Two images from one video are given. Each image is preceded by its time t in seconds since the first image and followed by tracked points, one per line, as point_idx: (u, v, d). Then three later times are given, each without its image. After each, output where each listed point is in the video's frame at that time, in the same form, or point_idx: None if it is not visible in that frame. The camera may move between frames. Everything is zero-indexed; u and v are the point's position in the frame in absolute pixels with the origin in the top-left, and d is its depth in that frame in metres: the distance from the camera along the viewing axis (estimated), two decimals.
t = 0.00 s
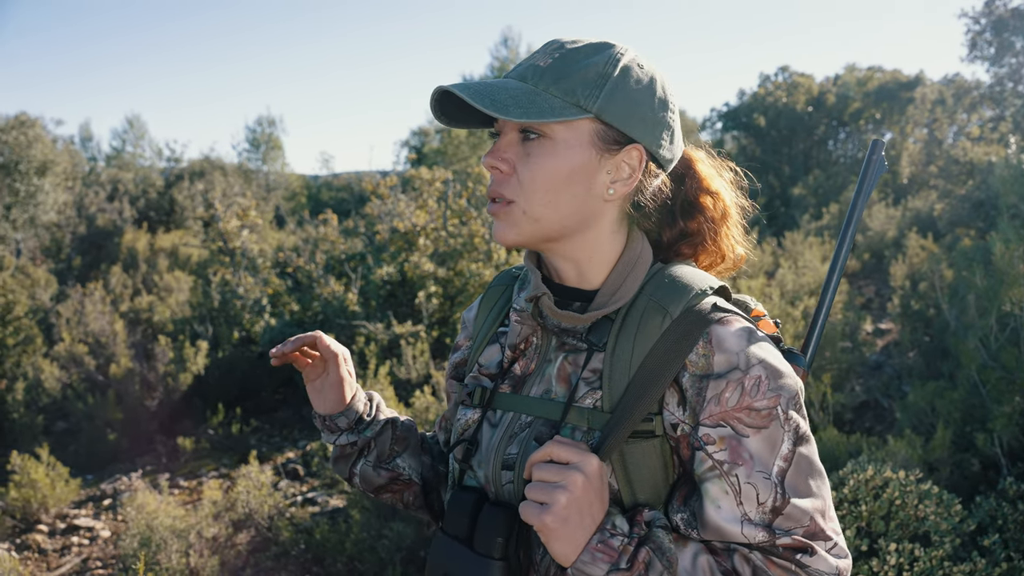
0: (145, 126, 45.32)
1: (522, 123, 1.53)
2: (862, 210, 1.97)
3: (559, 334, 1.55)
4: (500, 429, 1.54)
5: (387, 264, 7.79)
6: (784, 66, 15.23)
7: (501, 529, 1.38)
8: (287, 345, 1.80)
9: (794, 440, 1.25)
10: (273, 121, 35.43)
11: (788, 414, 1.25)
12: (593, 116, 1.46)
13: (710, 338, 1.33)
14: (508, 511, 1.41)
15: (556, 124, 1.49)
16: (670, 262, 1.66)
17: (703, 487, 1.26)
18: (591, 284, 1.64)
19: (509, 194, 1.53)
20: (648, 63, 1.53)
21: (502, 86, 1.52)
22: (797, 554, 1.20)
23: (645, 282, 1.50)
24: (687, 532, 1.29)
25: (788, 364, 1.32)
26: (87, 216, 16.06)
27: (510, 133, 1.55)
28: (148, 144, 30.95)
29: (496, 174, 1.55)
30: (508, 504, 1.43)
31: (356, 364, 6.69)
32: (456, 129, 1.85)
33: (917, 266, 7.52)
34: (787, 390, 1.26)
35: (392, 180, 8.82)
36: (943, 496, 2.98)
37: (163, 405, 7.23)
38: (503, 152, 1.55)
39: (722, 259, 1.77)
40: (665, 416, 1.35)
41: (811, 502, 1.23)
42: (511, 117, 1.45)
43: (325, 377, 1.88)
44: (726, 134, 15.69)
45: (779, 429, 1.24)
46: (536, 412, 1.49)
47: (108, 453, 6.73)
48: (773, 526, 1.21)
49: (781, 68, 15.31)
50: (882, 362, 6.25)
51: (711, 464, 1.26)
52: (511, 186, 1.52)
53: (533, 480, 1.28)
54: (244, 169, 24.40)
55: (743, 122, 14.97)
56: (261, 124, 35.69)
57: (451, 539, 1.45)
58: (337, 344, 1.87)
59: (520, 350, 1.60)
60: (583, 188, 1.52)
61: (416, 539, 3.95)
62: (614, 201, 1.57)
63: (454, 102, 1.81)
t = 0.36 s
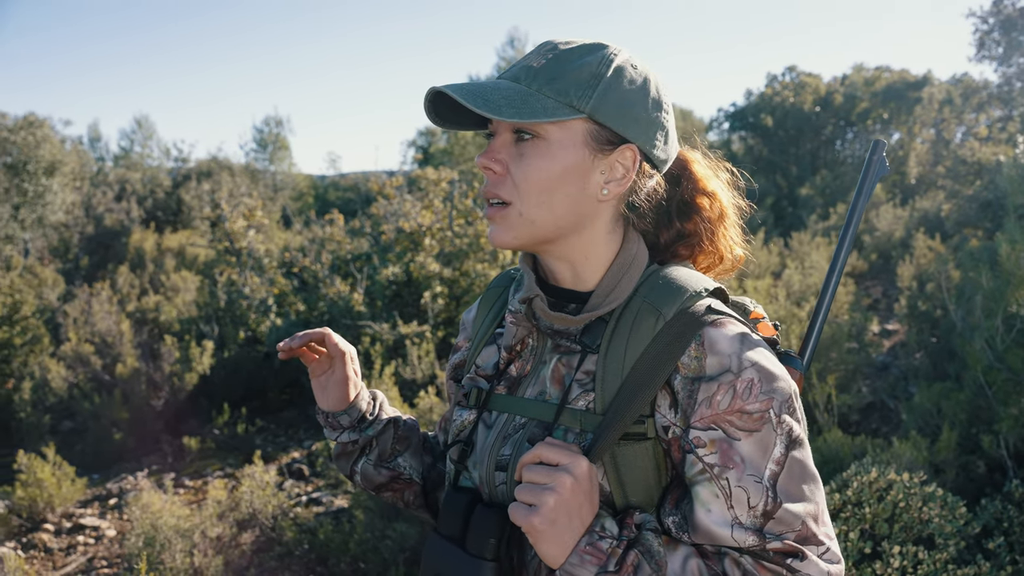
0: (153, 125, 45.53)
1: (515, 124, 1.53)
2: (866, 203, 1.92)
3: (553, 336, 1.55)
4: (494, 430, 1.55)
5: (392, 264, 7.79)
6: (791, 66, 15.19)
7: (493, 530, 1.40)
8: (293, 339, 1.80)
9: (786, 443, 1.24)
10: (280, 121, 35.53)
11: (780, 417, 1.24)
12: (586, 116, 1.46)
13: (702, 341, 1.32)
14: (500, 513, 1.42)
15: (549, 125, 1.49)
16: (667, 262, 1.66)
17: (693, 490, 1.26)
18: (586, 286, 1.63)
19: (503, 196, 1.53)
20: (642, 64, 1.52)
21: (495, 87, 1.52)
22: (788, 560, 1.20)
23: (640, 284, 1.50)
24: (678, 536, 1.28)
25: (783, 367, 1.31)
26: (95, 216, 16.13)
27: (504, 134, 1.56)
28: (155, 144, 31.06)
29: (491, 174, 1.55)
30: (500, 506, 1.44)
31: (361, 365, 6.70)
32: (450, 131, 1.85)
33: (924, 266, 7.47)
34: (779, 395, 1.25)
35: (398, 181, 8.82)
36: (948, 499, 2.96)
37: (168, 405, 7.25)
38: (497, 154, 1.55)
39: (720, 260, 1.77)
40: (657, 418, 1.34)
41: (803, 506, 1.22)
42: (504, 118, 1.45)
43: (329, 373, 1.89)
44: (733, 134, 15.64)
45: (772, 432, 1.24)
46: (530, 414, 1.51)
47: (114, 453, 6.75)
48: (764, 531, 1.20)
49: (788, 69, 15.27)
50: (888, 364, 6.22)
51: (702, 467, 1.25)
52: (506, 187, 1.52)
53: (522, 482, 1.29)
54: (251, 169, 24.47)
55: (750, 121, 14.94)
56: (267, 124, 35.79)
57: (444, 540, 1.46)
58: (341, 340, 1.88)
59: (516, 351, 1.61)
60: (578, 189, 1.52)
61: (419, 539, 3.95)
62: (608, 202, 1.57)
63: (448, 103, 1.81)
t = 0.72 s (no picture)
0: (159, 126, 45.75)
1: (513, 125, 1.53)
2: (864, 204, 1.92)
3: (547, 337, 1.56)
4: (489, 431, 1.57)
5: (397, 264, 7.80)
6: (797, 66, 15.17)
7: (486, 530, 1.40)
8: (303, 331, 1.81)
9: (777, 446, 1.24)
10: (286, 121, 35.62)
11: (771, 421, 1.24)
12: (583, 118, 1.46)
13: (694, 344, 1.33)
14: (493, 513, 1.43)
15: (546, 125, 1.49)
16: (662, 265, 1.67)
17: (684, 493, 1.26)
18: (581, 288, 1.63)
19: (500, 197, 1.53)
20: (639, 67, 1.53)
21: (493, 88, 1.52)
22: (778, 562, 1.19)
23: (634, 287, 1.50)
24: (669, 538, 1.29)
25: (776, 371, 1.31)
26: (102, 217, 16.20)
27: (502, 136, 1.56)
28: (162, 145, 31.20)
29: (488, 175, 1.56)
30: (493, 506, 1.46)
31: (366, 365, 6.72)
32: (448, 132, 1.86)
33: (930, 267, 7.45)
34: (771, 398, 1.25)
35: (403, 181, 8.84)
36: (950, 501, 2.95)
37: (173, 405, 7.27)
38: (495, 154, 1.55)
39: (718, 264, 1.77)
40: (650, 421, 1.35)
41: (794, 510, 1.21)
42: (502, 118, 1.45)
43: (336, 369, 1.89)
44: (738, 134, 15.61)
45: (763, 435, 1.24)
46: (524, 416, 1.52)
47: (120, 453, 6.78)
48: (754, 534, 1.21)
49: (794, 69, 15.24)
50: (893, 365, 6.21)
51: (692, 469, 1.26)
52: (503, 187, 1.53)
53: (515, 483, 1.32)
54: (257, 169, 24.54)
55: (756, 121, 14.91)
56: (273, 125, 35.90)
57: (438, 539, 1.48)
58: (349, 338, 1.87)
59: (512, 354, 1.63)
60: (574, 190, 1.52)
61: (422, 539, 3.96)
62: (604, 204, 1.57)
63: (447, 104, 1.81)
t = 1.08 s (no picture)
0: (166, 126, 45.95)
1: (518, 128, 1.54)
2: (865, 209, 1.91)
3: (547, 338, 1.57)
4: (489, 431, 1.58)
5: (402, 265, 7.81)
6: (802, 66, 15.14)
7: (484, 529, 1.41)
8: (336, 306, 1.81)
9: (774, 447, 1.24)
10: (292, 122, 35.74)
11: (767, 422, 1.24)
12: (587, 119, 1.47)
13: (692, 346, 1.33)
14: (492, 512, 1.44)
15: (550, 128, 1.50)
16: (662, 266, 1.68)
17: (680, 494, 1.26)
18: (583, 290, 1.64)
19: (504, 199, 1.54)
20: (641, 71, 1.54)
21: (498, 91, 1.53)
22: (773, 563, 1.19)
23: (635, 288, 1.51)
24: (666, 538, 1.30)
25: (774, 373, 1.32)
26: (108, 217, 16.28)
27: (506, 137, 1.57)
28: (169, 146, 31.35)
29: (494, 178, 1.56)
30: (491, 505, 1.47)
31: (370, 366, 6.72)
32: (452, 135, 1.87)
33: (935, 268, 7.43)
34: (767, 401, 1.25)
35: (408, 181, 8.86)
36: (954, 503, 2.95)
37: (178, 405, 7.28)
38: (499, 157, 1.56)
39: (718, 266, 1.78)
40: (647, 422, 1.36)
41: (790, 511, 1.22)
42: (507, 120, 1.46)
43: (360, 350, 1.90)
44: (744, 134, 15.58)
45: (760, 437, 1.24)
46: (524, 416, 1.53)
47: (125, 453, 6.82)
48: (750, 535, 1.21)
49: (800, 69, 15.22)
50: (899, 366, 6.19)
51: (689, 470, 1.26)
52: (507, 190, 1.54)
53: (513, 481, 1.33)
54: (263, 169, 24.61)
55: (762, 122, 14.87)
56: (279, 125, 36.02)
57: (437, 538, 1.49)
58: (376, 322, 1.87)
59: (513, 354, 1.64)
60: (578, 193, 1.53)
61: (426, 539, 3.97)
62: (607, 206, 1.58)
63: (450, 107, 1.82)
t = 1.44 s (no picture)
0: (172, 126, 46.12)
1: (518, 128, 1.55)
2: (868, 211, 1.91)
3: (546, 339, 1.58)
4: (488, 430, 1.59)
5: (406, 265, 7.81)
6: (808, 66, 15.12)
7: (482, 527, 1.42)
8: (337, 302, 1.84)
9: (769, 449, 1.24)
10: (297, 122, 35.83)
11: (763, 425, 1.24)
12: (587, 120, 1.47)
13: (689, 347, 1.33)
14: (489, 511, 1.45)
15: (550, 128, 1.51)
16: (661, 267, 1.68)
17: (675, 495, 1.27)
18: (583, 290, 1.65)
19: (504, 199, 1.54)
20: (641, 72, 1.55)
21: (498, 92, 1.54)
22: (767, 565, 1.20)
23: (634, 289, 1.51)
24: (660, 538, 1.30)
25: (773, 374, 1.32)
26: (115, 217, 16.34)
27: (506, 139, 1.57)
28: (175, 146, 31.47)
29: (494, 179, 1.57)
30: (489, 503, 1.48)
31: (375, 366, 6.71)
32: (453, 135, 1.88)
33: (941, 268, 7.41)
34: (764, 402, 1.25)
35: (413, 182, 8.87)
36: (957, 505, 2.94)
37: (183, 405, 7.29)
38: (499, 157, 1.57)
39: (720, 267, 1.78)
40: (644, 422, 1.36)
41: (784, 513, 1.22)
42: (507, 121, 1.46)
43: (361, 347, 1.91)
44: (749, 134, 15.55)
45: (756, 438, 1.24)
46: (523, 415, 1.53)
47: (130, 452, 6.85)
48: (744, 536, 1.21)
49: (806, 69, 15.19)
50: (904, 367, 6.18)
51: (684, 471, 1.26)
52: (507, 190, 1.54)
53: (508, 479, 1.34)
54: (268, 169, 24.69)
55: (768, 122, 14.82)
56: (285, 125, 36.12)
57: (436, 535, 1.50)
58: (377, 320, 1.89)
59: (514, 354, 1.65)
60: (578, 193, 1.53)
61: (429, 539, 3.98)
62: (606, 207, 1.58)
63: (451, 108, 1.83)
